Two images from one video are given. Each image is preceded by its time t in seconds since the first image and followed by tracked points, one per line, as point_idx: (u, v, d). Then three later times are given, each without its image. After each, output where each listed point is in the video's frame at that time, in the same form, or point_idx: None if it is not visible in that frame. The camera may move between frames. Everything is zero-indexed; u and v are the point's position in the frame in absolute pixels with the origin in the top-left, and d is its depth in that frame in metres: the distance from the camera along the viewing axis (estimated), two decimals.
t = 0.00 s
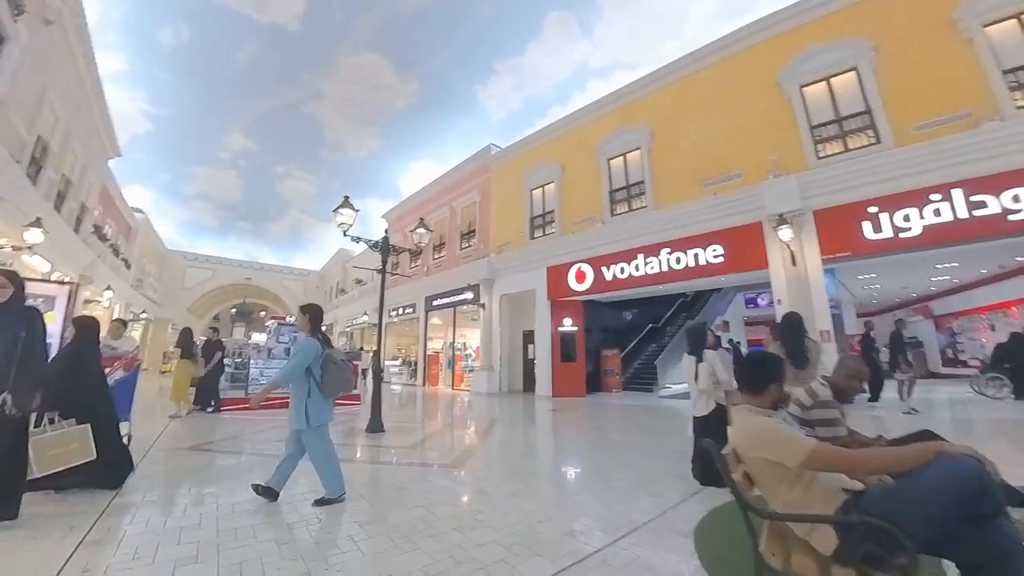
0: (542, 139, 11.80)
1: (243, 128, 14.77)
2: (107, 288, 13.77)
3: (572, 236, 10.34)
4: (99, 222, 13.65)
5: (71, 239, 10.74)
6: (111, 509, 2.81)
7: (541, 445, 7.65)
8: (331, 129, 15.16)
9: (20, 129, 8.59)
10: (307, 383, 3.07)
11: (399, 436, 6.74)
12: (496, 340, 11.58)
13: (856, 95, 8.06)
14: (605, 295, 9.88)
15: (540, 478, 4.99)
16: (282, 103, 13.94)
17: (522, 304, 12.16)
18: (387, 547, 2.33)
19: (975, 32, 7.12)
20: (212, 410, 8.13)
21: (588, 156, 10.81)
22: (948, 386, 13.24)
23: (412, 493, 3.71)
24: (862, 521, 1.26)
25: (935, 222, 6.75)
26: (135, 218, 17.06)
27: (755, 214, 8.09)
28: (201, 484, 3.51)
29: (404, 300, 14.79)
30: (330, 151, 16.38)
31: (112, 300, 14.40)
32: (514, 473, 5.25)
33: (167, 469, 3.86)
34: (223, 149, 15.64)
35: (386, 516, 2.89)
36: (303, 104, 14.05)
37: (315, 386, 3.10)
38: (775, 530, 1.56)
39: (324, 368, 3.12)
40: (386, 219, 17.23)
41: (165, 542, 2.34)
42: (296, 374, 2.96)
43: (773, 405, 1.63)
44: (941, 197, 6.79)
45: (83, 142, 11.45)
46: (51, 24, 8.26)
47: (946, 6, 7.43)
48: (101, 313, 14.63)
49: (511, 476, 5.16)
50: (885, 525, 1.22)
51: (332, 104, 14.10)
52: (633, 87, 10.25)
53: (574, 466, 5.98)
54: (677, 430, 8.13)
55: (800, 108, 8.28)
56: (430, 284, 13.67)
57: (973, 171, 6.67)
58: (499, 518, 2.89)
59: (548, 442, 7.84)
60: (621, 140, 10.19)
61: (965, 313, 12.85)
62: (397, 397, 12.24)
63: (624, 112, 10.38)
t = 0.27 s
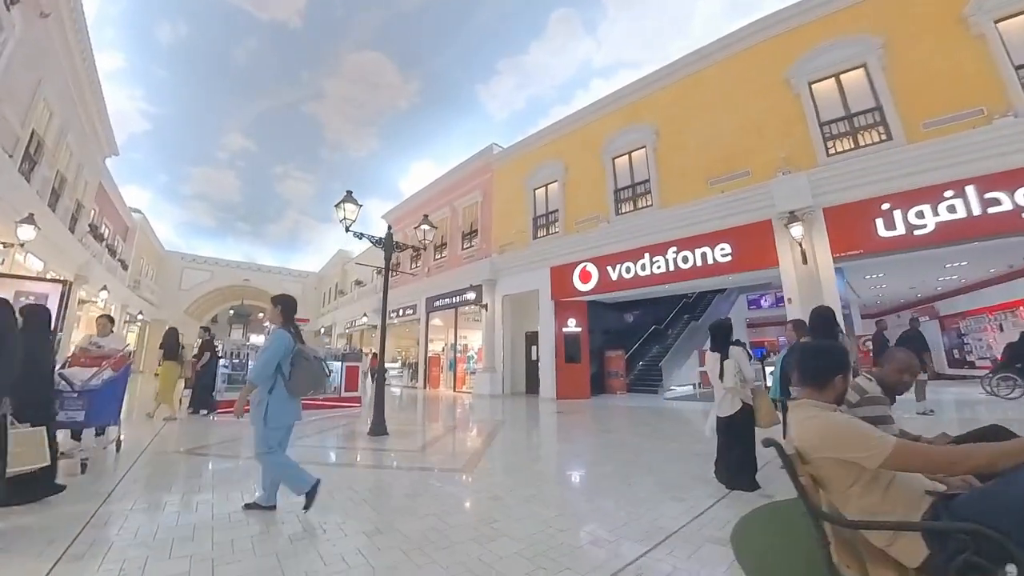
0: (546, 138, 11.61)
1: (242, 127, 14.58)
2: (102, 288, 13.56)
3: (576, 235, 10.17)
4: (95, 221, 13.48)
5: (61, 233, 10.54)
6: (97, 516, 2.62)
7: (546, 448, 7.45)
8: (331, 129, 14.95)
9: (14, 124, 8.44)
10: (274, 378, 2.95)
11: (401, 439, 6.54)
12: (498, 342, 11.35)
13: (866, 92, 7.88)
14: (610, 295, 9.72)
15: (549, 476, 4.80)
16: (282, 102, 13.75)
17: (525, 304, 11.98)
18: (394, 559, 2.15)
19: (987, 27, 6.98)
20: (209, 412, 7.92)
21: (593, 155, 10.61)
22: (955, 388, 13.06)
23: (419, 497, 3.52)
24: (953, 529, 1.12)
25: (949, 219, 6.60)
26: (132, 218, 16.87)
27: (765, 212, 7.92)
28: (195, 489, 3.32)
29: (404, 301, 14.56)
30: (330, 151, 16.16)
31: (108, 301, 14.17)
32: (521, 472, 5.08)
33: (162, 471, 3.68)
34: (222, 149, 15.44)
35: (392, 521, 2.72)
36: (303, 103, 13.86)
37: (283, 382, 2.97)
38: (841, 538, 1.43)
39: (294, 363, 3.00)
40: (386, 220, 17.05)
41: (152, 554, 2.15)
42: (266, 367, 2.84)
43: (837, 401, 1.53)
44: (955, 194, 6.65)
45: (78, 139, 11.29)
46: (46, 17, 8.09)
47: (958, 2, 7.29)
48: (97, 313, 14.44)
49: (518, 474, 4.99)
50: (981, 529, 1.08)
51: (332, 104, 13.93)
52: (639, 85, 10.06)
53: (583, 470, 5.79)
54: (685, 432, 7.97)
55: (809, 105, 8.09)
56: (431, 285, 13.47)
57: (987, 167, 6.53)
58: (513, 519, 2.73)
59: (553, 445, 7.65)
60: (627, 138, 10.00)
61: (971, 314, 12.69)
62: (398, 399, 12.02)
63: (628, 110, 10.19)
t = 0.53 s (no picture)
0: (551, 138, 11.36)
1: (241, 128, 14.36)
2: (98, 290, 13.35)
3: (583, 236, 9.98)
4: (91, 222, 13.29)
5: (54, 232, 10.34)
6: (83, 532, 2.42)
7: (554, 454, 7.23)
8: (332, 130, 14.68)
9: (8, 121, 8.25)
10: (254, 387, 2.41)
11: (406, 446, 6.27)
12: (503, 345, 11.09)
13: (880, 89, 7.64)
14: (618, 297, 9.52)
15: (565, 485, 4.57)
16: (282, 102, 13.52)
17: (530, 307, 11.76)
18: None
19: (1004, 23, 6.76)
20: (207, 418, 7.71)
21: (599, 154, 10.36)
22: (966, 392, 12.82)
23: (429, 510, 3.29)
24: None
25: (968, 218, 6.37)
26: (129, 219, 16.66)
27: (778, 212, 7.74)
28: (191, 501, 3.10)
29: (406, 304, 14.28)
30: (331, 152, 15.89)
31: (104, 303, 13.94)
32: (535, 480, 4.83)
33: (155, 481, 3.46)
34: (220, 150, 15.21)
35: (404, 539, 2.50)
36: (303, 103, 13.62)
37: (258, 390, 2.46)
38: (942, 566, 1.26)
39: (269, 369, 2.51)
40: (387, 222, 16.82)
41: None
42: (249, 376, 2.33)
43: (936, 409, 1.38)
44: (973, 193, 6.44)
45: (74, 137, 11.12)
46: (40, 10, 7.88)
47: None
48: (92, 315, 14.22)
49: (532, 483, 4.74)
50: None
51: (333, 104, 13.70)
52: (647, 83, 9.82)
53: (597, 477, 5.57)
54: (697, 437, 7.74)
55: (822, 103, 7.85)
56: (433, 287, 13.22)
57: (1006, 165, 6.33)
58: (536, 536, 2.51)
59: (561, 451, 7.42)
60: (634, 137, 9.75)
61: (982, 317, 12.47)
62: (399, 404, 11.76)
63: (636, 109, 9.95)
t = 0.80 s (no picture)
0: (555, 138, 11.15)
1: (240, 128, 14.12)
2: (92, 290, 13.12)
3: (587, 237, 9.79)
4: (86, 222, 13.06)
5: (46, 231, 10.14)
6: (59, 552, 2.21)
7: (560, 461, 7.00)
8: (332, 130, 14.43)
9: None
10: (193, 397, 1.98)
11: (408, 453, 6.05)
12: (505, 349, 10.85)
13: (892, 89, 7.47)
14: (624, 299, 9.33)
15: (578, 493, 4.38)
16: (281, 102, 13.29)
17: (532, 309, 11.56)
18: None
19: (1018, 22, 6.49)
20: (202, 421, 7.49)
21: (604, 155, 10.18)
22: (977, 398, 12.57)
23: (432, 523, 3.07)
24: None
25: (985, 218, 6.17)
26: (126, 220, 16.44)
27: (788, 212, 7.56)
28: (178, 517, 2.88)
29: (407, 306, 14.02)
30: (330, 153, 15.65)
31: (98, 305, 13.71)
32: (544, 488, 4.63)
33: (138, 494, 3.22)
34: (218, 151, 14.97)
35: (412, 556, 2.31)
36: (303, 103, 13.39)
37: (197, 399, 2.01)
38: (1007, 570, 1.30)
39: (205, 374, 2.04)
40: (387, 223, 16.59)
41: None
42: (189, 381, 1.87)
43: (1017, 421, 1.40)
44: (990, 192, 6.23)
45: (69, 135, 10.93)
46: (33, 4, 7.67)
47: None
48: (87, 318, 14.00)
49: (542, 491, 4.54)
50: None
51: (333, 105, 13.46)
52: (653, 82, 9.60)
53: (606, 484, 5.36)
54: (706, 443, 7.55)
55: (832, 102, 7.64)
56: (434, 289, 13.00)
57: None
58: (555, 553, 2.32)
59: (566, 458, 7.19)
60: (639, 136, 9.57)
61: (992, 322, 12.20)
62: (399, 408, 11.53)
63: (641, 109, 9.75)
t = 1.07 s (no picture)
0: (559, 135, 10.91)
1: (237, 126, 13.86)
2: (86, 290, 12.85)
3: (593, 235, 9.56)
4: (79, 220, 12.80)
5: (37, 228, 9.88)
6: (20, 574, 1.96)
7: (567, 466, 6.75)
8: (331, 129, 14.16)
9: None
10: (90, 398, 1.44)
11: (411, 458, 5.81)
12: (508, 350, 10.61)
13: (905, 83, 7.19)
14: (630, 299, 9.10)
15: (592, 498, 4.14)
16: (280, 99, 13.04)
17: (535, 310, 11.32)
18: None
19: None
20: (195, 425, 7.23)
21: (609, 152, 9.96)
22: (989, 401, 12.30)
23: (438, 539, 2.80)
24: None
25: (1007, 212, 5.91)
26: (121, 219, 16.18)
27: (801, 209, 7.33)
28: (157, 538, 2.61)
29: (407, 307, 13.72)
30: (329, 152, 15.39)
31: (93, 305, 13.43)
32: (555, 493, 4.40)
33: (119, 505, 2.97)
34: (215, 149, 14.71)
35: None
36: (302, 101, 13.16)
37: (109, 399, 1.47)
38: None
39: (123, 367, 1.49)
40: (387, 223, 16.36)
41: None
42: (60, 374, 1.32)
43: None
44: (1012, 186, 5.97)
45: (62, 132, 10.69)
46: None
47: None
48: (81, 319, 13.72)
49: (553, 497, 4.30)
50: None
51: (333, 103, 13.23)
52: (659, 77, 9.38)
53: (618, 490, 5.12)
54: (717, 446, 7.33)
55: (845, 96, 7.39)
56: (435, 290, 12.74)
57: None
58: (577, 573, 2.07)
59: (573, 462, 6.94)
60: (646, 133, 9.35)
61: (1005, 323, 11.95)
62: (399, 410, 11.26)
63: (647, 105, 9.53)
